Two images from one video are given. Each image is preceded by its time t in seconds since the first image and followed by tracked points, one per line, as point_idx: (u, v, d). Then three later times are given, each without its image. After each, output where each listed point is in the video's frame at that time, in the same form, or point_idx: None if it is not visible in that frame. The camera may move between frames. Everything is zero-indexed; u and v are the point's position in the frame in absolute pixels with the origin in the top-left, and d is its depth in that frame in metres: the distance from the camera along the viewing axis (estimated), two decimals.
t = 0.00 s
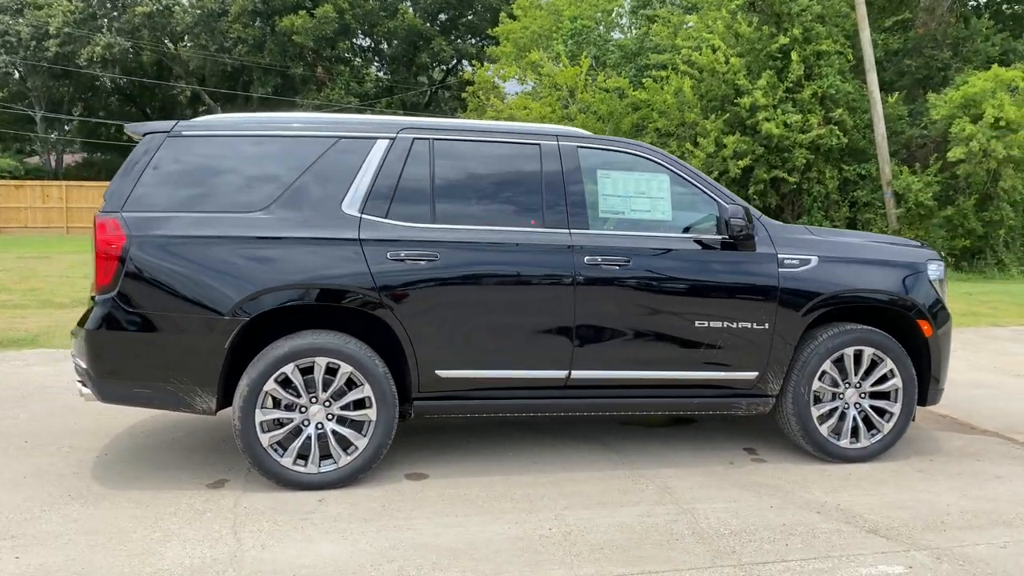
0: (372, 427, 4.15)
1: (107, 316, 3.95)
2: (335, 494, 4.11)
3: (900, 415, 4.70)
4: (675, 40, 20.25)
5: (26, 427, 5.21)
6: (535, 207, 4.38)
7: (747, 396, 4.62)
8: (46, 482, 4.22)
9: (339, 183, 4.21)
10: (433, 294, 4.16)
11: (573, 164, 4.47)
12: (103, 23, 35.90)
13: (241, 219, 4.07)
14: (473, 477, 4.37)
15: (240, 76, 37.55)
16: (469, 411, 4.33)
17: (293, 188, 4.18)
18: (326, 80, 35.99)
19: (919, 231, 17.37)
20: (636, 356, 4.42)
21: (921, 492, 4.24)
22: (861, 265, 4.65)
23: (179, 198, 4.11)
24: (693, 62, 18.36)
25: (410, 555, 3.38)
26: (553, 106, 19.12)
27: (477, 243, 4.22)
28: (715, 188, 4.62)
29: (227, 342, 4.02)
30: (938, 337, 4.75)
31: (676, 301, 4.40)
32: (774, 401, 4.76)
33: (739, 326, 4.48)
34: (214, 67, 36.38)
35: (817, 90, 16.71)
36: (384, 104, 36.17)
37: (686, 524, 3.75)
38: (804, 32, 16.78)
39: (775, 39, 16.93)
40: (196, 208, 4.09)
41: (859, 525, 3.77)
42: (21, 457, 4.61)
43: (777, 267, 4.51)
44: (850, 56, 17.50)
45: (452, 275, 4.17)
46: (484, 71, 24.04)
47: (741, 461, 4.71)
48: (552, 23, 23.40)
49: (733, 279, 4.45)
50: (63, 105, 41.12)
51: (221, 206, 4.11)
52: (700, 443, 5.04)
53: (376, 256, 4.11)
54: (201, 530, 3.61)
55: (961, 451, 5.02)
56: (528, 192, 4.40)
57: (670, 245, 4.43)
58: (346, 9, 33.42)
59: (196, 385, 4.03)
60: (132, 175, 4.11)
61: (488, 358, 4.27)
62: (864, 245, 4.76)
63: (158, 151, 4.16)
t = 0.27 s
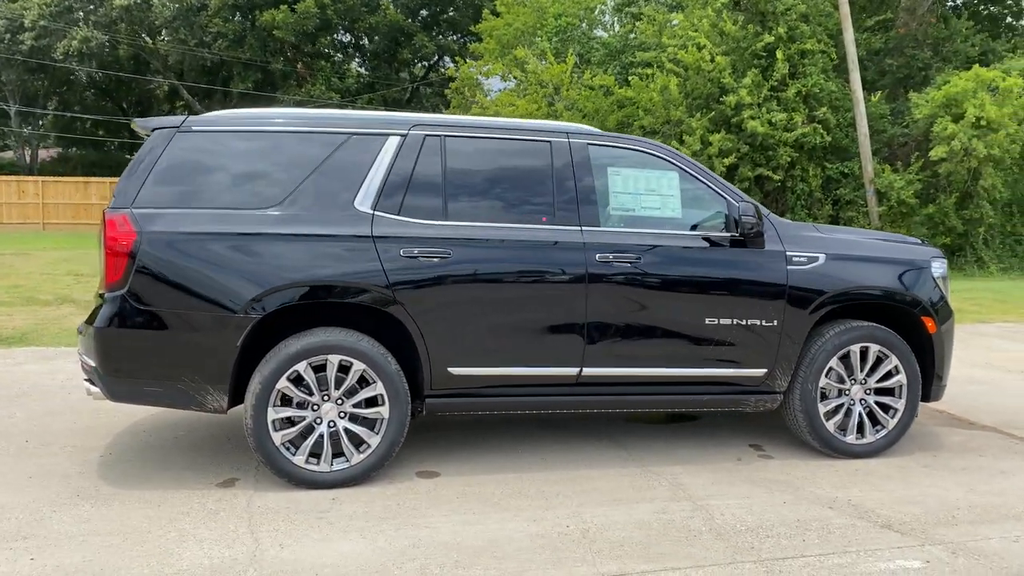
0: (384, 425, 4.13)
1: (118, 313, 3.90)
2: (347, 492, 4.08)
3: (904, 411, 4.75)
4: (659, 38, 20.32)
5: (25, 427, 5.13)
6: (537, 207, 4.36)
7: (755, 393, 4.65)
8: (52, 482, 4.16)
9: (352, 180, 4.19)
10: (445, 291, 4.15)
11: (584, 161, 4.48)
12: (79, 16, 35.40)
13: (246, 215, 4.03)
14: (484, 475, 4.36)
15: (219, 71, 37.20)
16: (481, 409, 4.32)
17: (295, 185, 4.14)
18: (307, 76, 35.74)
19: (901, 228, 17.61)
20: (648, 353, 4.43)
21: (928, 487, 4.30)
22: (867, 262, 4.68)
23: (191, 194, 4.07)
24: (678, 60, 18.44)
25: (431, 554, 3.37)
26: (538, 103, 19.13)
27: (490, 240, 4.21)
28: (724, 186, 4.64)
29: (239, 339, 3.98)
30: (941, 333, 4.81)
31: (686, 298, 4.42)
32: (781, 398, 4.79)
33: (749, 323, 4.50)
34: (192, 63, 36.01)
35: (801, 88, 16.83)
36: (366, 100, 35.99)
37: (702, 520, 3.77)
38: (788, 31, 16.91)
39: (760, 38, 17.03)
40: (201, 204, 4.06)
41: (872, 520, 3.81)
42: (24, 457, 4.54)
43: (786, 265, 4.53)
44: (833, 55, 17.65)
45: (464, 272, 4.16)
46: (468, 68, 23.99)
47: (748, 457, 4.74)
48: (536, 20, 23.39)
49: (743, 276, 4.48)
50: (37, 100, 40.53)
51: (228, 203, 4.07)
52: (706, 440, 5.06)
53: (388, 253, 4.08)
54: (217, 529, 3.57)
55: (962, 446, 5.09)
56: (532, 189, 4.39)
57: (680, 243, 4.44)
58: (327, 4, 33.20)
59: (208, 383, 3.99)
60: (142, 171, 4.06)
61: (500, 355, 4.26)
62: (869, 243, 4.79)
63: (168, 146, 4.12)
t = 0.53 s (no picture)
0: (400, 419, 4.14)
1: (134, 309, 3.88)
2: (364, 487, 4.10)
3: (908, 404, 4.83)
4: (645, 36, 20.35)
5: (28, 423, 5.08)
6: (540, 205, 4.38)
7: (764, 387, 4.71)
8: (64, 478, 4.13)
9: (368, 175, 4.19)
10: (462, 286, 4.16)
11: (597, 157, 4.51)
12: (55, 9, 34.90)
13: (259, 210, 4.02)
14: (498, 469, 4.39)
15: (198, 65, 36.86)
16: (496, 404, 4.35)
17: (307, 183, 4.13)
18: (288, 71, 35.49)
19: (884, 226, 17.80)
20: (659, 348, 4.48)
21: (934, 479, 4.38)
22: (873, 259, 4.76)
23: (206, 189, 4.05)
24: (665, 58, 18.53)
25: (456, 548, 3.39)
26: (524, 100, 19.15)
27: (505, 235, 4.23)
28: (733, 183, 4.70)
29: (256, 335, 3.98)
30: (943, 328, 4.89)
31: (698, 294, 4.47)
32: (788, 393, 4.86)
33: (758, 318, 4.56)
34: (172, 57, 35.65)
35: (786, 87, 16.97)
36: (347, 96, 35.83)
37: (718, 513, 3.82)
38: (773, 30, 16.99)
39: (746, 36, 17.15)
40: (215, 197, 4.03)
41: (883, 511, 3.88)
42: (31, 454, 4.50)
43: (794, 261, 4.60)
44: (817, 54, 17.82)
45: (480, 268, 4.18)
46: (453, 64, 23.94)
47: (755, 451, 4.81)
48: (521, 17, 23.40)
49: (753, 271, 4.53)
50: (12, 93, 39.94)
51: (244, 198, 4.06)
52: (712, 434, 5.12)
53: (405, 248, 4.09)
54: (238, 525, 3.57)
55: (961, 439, 5.18)
56: (542, 186, 4.41)
57: (692, 239, 4.49)
58: None
59: (225, 379, 3.99)
60: (157, 165, 4.03)
61: (514, 350, 4.29)
62: (874, 240, 4.87)
63: (183, 141, 4.09)
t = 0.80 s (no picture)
0: (413, 418, 4.15)
1: (148, 309, 3.86)
2: (377, 486, 4.10)
3: (909, 402, 4.91)
4: (630, 35, 20.40)
5: (30, 424, 5.03)
6: (529, 204, 4.37)
7: (769, 386, 4.77)
8: (73, 479, 4.09)
9: (380, 174, 4.20)
10: (474, 287, 4.18)
11: (606, 158, 4.54)
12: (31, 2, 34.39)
13: (269, 210, 4.01)
14: (509, 467, 4.41)
15: (177, 60, 36.48)
16: (507, 402, 4.37)
17: (319, 184, 4.12)
18: (268, 67, 35.22)
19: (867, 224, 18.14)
20: (668, 347, 4.51)
21: (937, 475, 4.45)
22: (876, 259, 4.82)
23: (219, 188, 4.03)
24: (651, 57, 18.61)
25: (477, 546, 3.40)
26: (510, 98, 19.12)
27: (517, 235, 4.25)
28: (739, 183, 4.74)
29: (269, 334, 3.97)
30: (943, 326, 4.97)
31: (706, 293, 4.51)
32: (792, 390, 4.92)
33: (765, 317, 4.62)
34: (151, 52, 35.26)
35: (771, 87, 17.08)
36: (329, 92, 35.63)
37: (732, 510, 3.87)
38: (758, 30, 17.07)
39: (731, 36, 17.23)
40: (225, 197, 4.01)
41: (892, 507, 3.94)
42: (36, 454, 4.45)
43: (800, 262, 4.65)
44: (801, 54, 17.94)
45: (492, 268, 4.19)
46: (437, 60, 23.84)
47: (761, 448, 4.86)
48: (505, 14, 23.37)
49: (760, 271, 4.58)
50: None
51: (256, 197, 4.05)
52: (717, 432, 5.17)
53: (418, 249, 4.10)
54: (255, 524, 3.56)
55: (958, 435, 5.27)
56: (548, 187, 4.42)
57: (700, 239, 4.53)
58: None
59: (238, 378, 3.98)
60: (169, 165, 4.01)
61: (526, 349, 4.31)
62: (876, 240, 4.93)
63: (195, 140, 4.07)
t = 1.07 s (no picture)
0: (424, 415, 4.17)
1: (160, 306, 3.84)
2: (389, 483, 4.12)
3: (907, 397, 4.99)
4: (614, 34, 20.51)
5: (32, 422, 4.99)
6: (529, 202, 4.38)
7: (771, 382, 4.84)
8: (83, 477, 4.07)
9: (393, 172, 4.21)
10: (484, 284, 4.20)
11: (614, 156, 4.58)
12: None
13: (280, 208, 4.00)
14: (518, 463, 4.44)
15: (156, 56, 36.10)
16: (515, 399, 4.40)
17: (330, 182, 4.12)
18: (249, 63, 34.94)
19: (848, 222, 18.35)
20: (675, 344, 4.56)
21: (937, 469, 4.53)
22: (876, 257, 4.90)
23: (231, 186, 4.02)
24: (636, 56, 18.74)
25: (495, 542, 3.43)
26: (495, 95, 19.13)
27: (527, 233, 4.28)
28: (743, 181, 4.80)
29: (282, 332, 3.97)
30: (940, 323, 5.07)
31: (712, 290, 4.56)
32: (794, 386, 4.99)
33: (768, 314, 4.68)
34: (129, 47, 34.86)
35: (754, 86, 17.22)
36: (310, 89, 35.41)
37: (742, 504, 3.92)
38: (742, 30, 17.21)
39: (715, 35, 17.35)
40: (236, 194, 4.00)
41: (897, 501, 4.02)
42: (42, 453, 4.42)
43: (803, 260, 4.72)
44: (784, 54, 18.10)
45: (503, 266, 4.22)
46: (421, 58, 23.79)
47: (763, 444, 4.93)
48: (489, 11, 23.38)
49: (764, 270, 4.64)
50: None
51: (269, 194, 4.05)
52: (718, 427, 5.23)
53: (430, 247, 4.12)
54: (272, 522, 3.57)
55: (953, 430, 5.37)
56: (555, 187, 4.45)
57: (706, 236, 4.59)
58: None
59: (250, 375, 3.98)
60: (180, 162, 4.00)
61: (535, 346, 4.34)
62: (876, 238, 5.01)
63: (206, 137, 4.06)
